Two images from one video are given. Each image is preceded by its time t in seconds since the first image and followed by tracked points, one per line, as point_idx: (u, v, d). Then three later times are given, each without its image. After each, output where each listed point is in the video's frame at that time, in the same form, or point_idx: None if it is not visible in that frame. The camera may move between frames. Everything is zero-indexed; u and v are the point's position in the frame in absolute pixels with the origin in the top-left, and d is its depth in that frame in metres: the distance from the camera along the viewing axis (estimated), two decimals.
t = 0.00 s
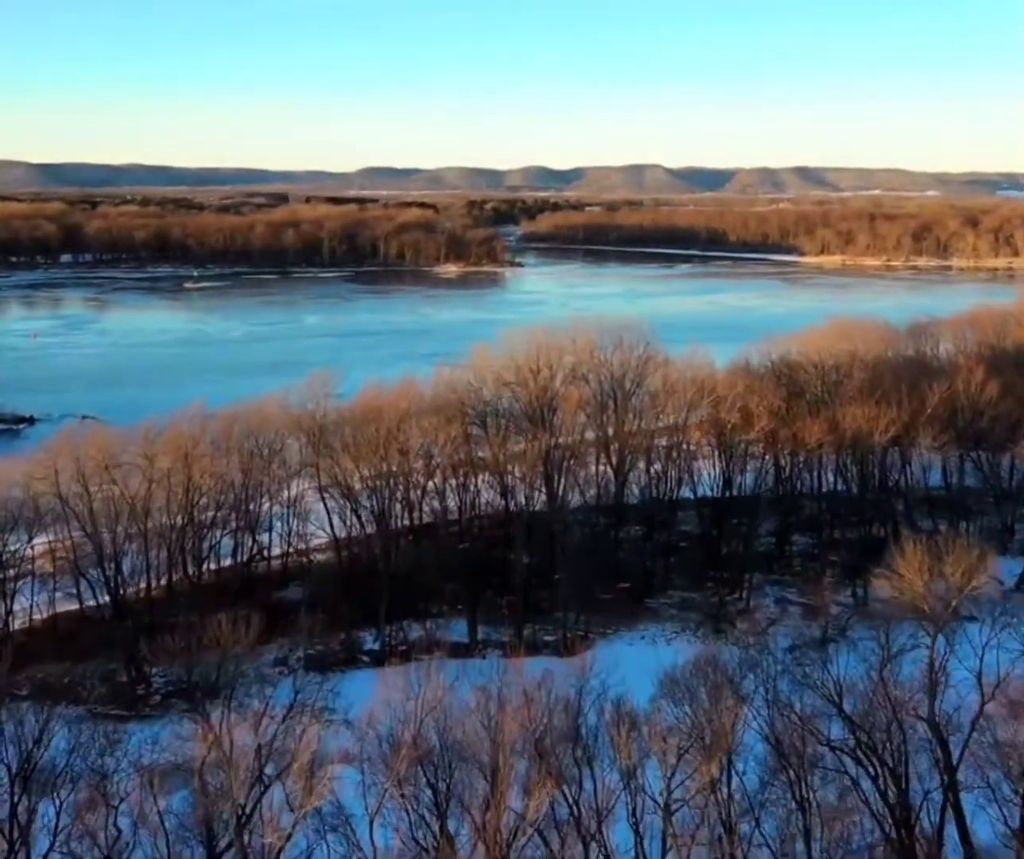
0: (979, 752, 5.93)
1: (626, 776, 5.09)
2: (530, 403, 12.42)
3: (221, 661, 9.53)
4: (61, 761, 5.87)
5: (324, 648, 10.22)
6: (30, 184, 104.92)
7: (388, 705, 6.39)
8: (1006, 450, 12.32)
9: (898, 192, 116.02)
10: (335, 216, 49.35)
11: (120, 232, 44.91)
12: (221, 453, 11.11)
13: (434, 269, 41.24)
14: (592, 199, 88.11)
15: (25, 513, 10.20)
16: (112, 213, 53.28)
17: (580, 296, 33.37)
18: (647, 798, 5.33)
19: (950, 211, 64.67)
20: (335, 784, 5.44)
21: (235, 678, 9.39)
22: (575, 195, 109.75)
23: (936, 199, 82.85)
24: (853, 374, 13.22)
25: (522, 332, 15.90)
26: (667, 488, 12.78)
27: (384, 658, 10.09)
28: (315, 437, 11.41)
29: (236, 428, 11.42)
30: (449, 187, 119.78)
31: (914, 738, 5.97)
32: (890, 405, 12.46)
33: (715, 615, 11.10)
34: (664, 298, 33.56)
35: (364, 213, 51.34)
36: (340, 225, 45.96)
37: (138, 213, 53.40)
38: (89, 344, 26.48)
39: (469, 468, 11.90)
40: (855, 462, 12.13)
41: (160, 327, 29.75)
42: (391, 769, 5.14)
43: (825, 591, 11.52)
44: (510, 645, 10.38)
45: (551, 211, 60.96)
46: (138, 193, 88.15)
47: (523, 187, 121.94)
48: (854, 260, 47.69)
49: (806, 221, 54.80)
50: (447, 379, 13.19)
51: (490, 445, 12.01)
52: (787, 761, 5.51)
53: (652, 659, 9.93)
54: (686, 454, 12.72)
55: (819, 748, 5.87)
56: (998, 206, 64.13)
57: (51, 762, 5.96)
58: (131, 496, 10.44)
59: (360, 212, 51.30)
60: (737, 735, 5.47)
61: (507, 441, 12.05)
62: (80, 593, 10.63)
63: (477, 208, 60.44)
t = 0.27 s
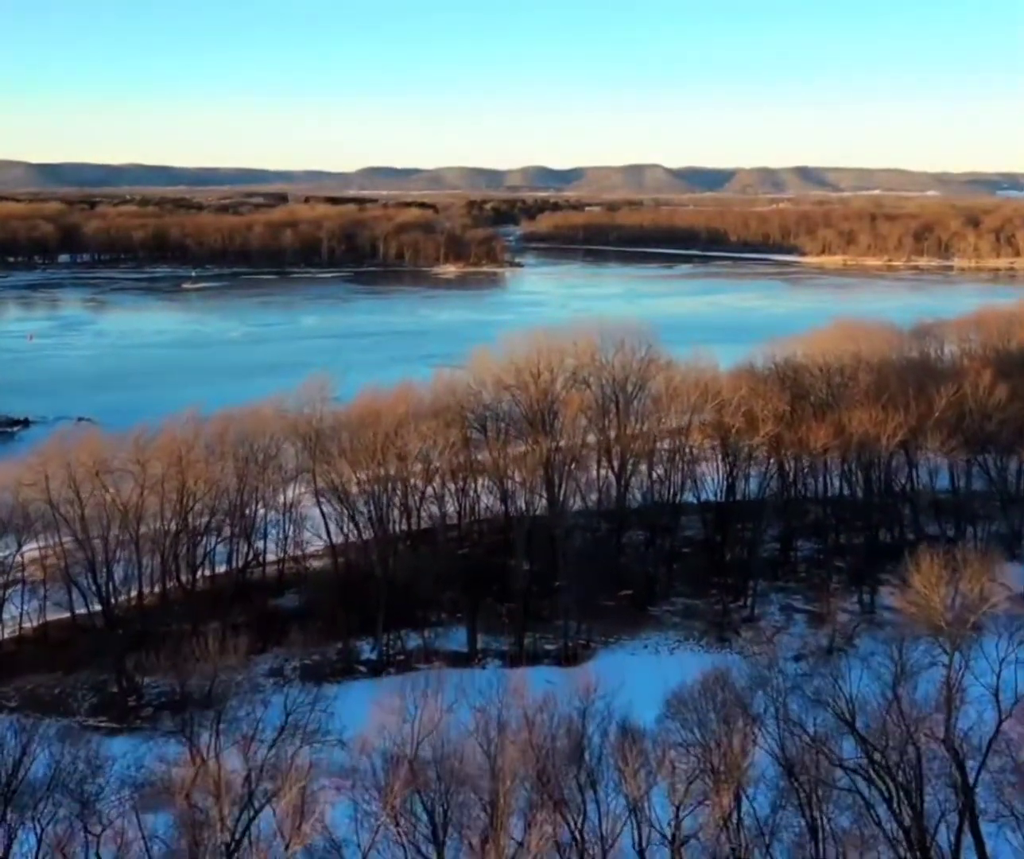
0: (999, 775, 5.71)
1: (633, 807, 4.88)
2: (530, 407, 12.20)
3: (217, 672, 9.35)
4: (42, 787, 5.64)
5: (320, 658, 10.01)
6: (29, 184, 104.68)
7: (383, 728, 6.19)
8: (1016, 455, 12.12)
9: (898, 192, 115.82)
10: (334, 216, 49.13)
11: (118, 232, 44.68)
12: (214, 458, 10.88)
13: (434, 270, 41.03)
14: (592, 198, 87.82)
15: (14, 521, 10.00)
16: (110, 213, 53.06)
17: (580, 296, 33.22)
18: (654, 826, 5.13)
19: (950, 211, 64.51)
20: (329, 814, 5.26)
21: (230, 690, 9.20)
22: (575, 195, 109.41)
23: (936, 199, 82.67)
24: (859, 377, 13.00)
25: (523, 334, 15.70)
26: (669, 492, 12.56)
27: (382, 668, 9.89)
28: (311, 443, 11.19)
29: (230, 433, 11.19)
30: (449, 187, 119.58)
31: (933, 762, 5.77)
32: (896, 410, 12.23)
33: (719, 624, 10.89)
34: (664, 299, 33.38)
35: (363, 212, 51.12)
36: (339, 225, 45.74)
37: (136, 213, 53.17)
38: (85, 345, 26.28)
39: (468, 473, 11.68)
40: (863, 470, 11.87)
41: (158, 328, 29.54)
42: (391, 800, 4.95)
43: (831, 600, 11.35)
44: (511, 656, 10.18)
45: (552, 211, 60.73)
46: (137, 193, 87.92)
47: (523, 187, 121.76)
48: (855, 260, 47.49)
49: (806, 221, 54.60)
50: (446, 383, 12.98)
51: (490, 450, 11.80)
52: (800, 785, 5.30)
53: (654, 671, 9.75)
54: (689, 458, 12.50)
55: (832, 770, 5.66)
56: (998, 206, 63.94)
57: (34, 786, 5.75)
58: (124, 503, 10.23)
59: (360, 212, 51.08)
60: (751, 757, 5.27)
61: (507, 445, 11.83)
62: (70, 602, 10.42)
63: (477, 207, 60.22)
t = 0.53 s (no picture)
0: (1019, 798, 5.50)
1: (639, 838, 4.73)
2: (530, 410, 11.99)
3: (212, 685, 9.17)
4: (24, 810, 5.43)
5: (316, 668, 9.81)
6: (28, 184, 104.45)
7: (380, 748, 5.99)
8: None
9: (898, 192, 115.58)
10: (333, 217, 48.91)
11: (117, 232, 44.47)
12: (209, 462, 10.66)
13: (433, 270, 40.82)
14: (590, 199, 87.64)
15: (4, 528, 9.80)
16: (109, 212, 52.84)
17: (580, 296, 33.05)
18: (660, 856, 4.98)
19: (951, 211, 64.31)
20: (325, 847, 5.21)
21: (223, 702, 9.02)
22: (574, 195, 109.15)
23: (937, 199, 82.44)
24: (865, 380, 12.78)
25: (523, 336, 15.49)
26: (671, 497, 12.34)
27: (379, 678, 9.69)
28: (308, 447, 10.97)
29: (225, 437, 10.98)
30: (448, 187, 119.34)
31: (950, 782, 5.55)
32: (904, 413, 12.01)
33: (724, 631, 10.68)
34: (665, 299, 33.18)
35: (363, 212, 50.91)
36: (338, 225, 45.53)
37: (135, 213, 52.95)
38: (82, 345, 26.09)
39: (468, 478, 11.46)
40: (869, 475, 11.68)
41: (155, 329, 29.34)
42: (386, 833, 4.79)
43: (836, 607, 11.15)
44: (511, 666, 9.98)
45: (552, 212, 60.51)
46: (136, 193, 87.73)
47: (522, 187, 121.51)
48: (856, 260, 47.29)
49: (808, 221, 54.39)
50: (445, 385, 12.76)
51: (489, 454, 11.58)
52: (811, 810, 5.10)
53: (656, 683, 9.57)
54: (692, 462, 12.28)
55: (846, 793, 5.46)
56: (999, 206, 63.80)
57: (15, 809, 5.55)
58: (115, 509, 10.02)
59: (359, 212, 50.87)
60: (761, 781, 5.07)
61: (507, 449, 11.61)
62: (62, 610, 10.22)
63: (477, 207, 60.01)
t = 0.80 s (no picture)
0: None
1: None
2: (531, 414, 11.78)
3: (204, 697, 8.99)
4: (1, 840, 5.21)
5: (311, 678, 9.60)
6: (27, 184, 104.18)
7: (376, 771, 5.77)
8: None
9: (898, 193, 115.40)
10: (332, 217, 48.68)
11: (115, 232, 44.25)
12: (203, 467, 10.45)
13: (432, 270, 40.60)
14: (590, 198, 87.51)
15: None
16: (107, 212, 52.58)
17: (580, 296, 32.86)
18: None
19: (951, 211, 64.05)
20: None
21: (217, 714, 8.83)
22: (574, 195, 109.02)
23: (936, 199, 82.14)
24: (872, 385, 12.58)
25: (523, 338, 15.27)
26: (674, 502, 12.13)
27: (377, 688, 9.47)
28: (304, 453, 10.76)
29: (220, 441, 10.77)
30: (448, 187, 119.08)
31: (969, 803, 5.31)
32: (911, 417, 11.79)
33: (729, 640, 10.47)
34: (665, 299, 33.02)
35: (362, 212, 50.63)
36: (338, 225, 45.30)
37: (133, 212, 52.72)
38: (78, 346, 25.87)
39: (466, 482, 11.25)
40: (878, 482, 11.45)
41: (153, 330, 29.13)
42: None
43: (843, 615, 10.94)
44: (511, 676, 9.76)
45: (551, 212, 60.27)
46: (135, 193, 87.43)
47: (522, 187, 121.25)
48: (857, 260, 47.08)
49: (808, 220, 54.18)
50: (444, 389, 12.56)
51: (489, 458, 11.35)
52: (826, 839, 4.88)
53: (660, 695, 9.37)
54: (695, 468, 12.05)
55: (862, 818, 5.24)
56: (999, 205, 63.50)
57: None
58: (107, 515, 9.79)
59: (358, 212, 50.60)
60: (773, 809, 4.86)
61: (508, 453, 11.39)
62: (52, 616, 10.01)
63: (476, 207, 59.77)
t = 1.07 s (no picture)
0: None
1: None
2: (531, 418, 11.57)
3: (196, 708, 8.85)
4: None
5: (306, 689, 9.38)
6: (25, 183, 103.96)
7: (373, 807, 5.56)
8: None
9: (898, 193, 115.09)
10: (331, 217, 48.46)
11: (113, 232, 44.03)
12: (196, 472, 10.24)
13: (431, 270, 40.36)
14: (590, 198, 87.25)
15: None
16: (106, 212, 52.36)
17: (580, 296, 32.90)
18: None
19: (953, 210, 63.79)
20: None
21: (209, 728, 8.62)
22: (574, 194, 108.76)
23: (937, 200, 81.85)
24: (879, 390, 12.37)
25: (524, 341, 15.05)
26: (677, 506, 11.89)
27: (374, 699, 9.26)
28: (300, 458, 10.55)
29: (214, 447, 10.56)
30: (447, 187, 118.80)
31: (990, 827, 5.05)
32: (919, 422, 11.57)
33: (733, 649, 10.25)
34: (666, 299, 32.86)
35: (362, 212, 50.29)
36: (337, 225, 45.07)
37: (132, 212, 52.50)
38: (74, 347, 25.66)
39: (465, 488, 11.03)
40: (884, 484, 11.17)
41: (149, 331, 28.91)
42: None
43: (850, 623, 10.72)
44: (511, 686, 9.55)
45: (551, 211, 60.01)
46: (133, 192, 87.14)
47: (521, 187, 120.99)
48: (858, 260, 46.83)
49: (809, 220, 53.92)
50: (443, 393, 12.35)
51: (489, 463, 11.13)
52: None
53: (663, 709, 9.14)
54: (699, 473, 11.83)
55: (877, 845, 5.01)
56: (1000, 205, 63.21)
57: None
58: (98, 521, 9.57)
59: (358, 212, 50.27)
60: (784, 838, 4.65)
61: (507, 458, 11.17)
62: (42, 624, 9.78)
63: (476, 207, 59.54)
